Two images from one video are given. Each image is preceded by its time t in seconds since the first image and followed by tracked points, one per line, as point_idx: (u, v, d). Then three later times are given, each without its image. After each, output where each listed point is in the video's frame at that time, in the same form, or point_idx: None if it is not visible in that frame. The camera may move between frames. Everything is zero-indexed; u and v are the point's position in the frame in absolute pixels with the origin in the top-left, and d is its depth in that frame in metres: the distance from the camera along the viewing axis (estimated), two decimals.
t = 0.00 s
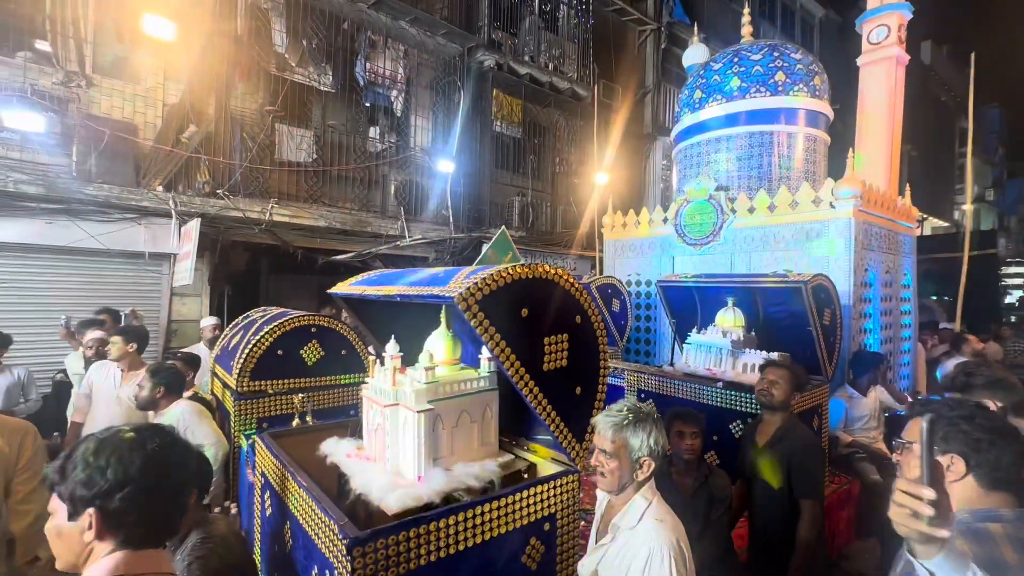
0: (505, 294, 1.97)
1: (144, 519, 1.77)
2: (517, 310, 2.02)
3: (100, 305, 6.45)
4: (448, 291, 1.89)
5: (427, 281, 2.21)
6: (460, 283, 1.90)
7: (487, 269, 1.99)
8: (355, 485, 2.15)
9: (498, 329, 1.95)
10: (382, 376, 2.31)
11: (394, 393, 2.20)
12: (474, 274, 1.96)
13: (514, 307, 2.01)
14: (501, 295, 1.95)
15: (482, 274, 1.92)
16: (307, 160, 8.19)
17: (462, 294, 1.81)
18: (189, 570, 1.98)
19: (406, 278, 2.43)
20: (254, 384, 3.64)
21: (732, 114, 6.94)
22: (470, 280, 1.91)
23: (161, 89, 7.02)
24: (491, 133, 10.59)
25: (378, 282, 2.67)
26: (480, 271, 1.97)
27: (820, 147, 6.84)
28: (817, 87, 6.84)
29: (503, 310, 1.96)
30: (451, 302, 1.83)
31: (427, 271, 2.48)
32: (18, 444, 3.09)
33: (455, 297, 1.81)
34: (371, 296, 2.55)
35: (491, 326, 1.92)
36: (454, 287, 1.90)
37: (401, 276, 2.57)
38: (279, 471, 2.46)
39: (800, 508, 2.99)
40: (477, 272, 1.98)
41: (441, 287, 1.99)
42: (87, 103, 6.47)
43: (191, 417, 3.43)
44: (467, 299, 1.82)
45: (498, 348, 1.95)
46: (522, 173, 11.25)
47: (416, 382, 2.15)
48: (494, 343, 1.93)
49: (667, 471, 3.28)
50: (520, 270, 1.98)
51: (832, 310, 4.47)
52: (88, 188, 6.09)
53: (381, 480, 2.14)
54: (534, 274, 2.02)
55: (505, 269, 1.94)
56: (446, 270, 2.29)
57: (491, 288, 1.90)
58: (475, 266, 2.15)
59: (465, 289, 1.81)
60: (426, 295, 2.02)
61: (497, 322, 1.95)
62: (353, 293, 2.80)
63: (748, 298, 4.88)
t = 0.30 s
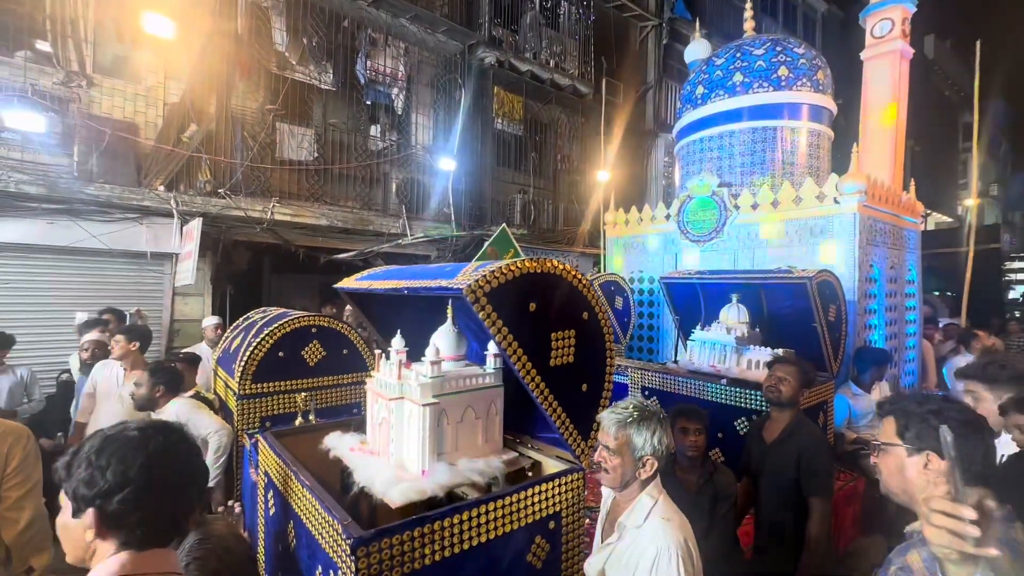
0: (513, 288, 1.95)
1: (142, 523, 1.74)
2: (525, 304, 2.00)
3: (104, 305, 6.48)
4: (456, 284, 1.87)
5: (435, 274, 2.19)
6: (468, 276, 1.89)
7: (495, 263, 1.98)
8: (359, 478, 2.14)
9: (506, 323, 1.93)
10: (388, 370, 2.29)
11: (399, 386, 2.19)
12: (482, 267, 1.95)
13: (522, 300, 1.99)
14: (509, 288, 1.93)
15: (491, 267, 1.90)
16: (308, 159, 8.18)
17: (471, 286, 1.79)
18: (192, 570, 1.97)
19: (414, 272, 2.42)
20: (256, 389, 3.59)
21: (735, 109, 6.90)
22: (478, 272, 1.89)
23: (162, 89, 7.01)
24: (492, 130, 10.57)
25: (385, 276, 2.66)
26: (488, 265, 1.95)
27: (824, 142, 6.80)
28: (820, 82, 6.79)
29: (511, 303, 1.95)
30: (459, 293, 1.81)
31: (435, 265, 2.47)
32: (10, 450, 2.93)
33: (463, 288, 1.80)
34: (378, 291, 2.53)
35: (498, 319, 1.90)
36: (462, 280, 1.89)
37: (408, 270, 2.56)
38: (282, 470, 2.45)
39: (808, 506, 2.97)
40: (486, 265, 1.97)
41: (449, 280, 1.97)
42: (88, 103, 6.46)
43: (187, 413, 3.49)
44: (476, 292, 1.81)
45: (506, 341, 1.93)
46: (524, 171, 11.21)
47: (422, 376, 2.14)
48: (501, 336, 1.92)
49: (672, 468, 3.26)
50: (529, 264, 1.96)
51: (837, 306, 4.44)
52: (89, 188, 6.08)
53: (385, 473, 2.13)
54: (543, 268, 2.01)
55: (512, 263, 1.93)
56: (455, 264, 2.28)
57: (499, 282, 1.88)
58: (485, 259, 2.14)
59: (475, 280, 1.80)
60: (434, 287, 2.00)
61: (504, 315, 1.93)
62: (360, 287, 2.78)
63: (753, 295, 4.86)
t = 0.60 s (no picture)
0: (515, 283, 1.93)
1: (135, 528, 1.63)
2: (526, 299, 1.98)
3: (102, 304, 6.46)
4: (458, 278, 1.86)
5: (436, 269, 2.17)
6: (470, 269, 1.87)
7: (497, 257, 1.96)
8: (358, 474, 2.12)
9: (508, 318, 1.92)
10: (388, 365, 2.28)
11: (399, 382, 2.17)
12: (484, 261, 1.92)
13: (524, 295, 1.97)
14: (511, 283, 1.91)
15: (493, 261, 1.88)
16: (306, 156, 8.14)
17: (473, 280, 1.77)
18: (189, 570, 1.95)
19: (414, 267, 2.39)
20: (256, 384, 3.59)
21: (734, 105, 6.87)
22: (480, 266, 1.87)
23: (157, 86, 6.95)
24: (491, 127, 10.54)
25: (385, 271, 2.63)
26: (490, 259, 1.93)
27: (824, 137, 6.78)
28: (820, 76, 6.76)
29: (513, 297, 1.93)
30: (461, 287, 1.79)
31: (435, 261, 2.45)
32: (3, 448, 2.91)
33: (465, 281, 1.78)
34: (378, 285, 2.50)
35: (500, 314, 1.88)
36: (463, 273, 1.87)
37: (409, 265, 2.53)
38: (280, 468, 2.43)
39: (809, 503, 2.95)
40: (487, 259, 1.95)
41: (451, 274, 1.95)
42: (83, 100, 6.41)
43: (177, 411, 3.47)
44: (478, 285, 1.79)
45: (507, 336, 1.91)
46: (523, 167, 11.18)
47: (422, 371, 2.13)
48: (503, 331, 1.90)
49: (672, 465, 3.25)
50: (531, 258, 1.94)
51: (838, 302, 4.42)
52: (85, 186, 6.04)
53: (385, 470, 2.11)
54: (545, 262, 1.99)
55: (514, 258, 1.90)
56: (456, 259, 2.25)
57: (501, 276, 1.86)
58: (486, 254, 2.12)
59: (476, 274, 1.78)
60: (435, 281, 1.98)
61: (506, 310, 1.91)
62: (360, 282, 2.75)
63: (753, 290, 4.84)
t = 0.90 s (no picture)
0: (514, 280, 1.91)
1: (139, 528, 1.61)
2: (526, 297, 1.97)
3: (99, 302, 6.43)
4: (456, 276, 1.84)
5: (436, 267, 2.15)
6: (468, 268, 1.85)
7: (496, 255, 1.94)
8: (358, 474, 2.11)
9: (506, 315, 1.90)
10: (387, 364, 2.26)
11: (399, 380, 2.16)
12: (482, 259, 1.91)
13: (523, 293, 1.95)
14: (509, 281, 1.90)
15: (491, 259, 1.87)
16: (303, 153, 8.11)
17: (471, 278, 1.76)
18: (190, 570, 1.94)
19: (413, 266, 2.37)
20: (255, 384, 3.57)
21: (733, 101, 6.85)
22: (478, 264, 1.86)
23: (153, 83, 6.90)
24: (489, 124, 10.50)
25: (382, 271, 2.60)
26: (488, 257, 1.92)
27: (823, 133, 6.77)
28: (819, 72, 6.74)
29: (512, 295, 1.91)
30: (460, 285, 1.78)
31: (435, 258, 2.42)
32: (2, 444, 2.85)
33: (463, 279, 1.76)
34: (376, 285, 2.48)
35: (499, 312, 1.87)
36: (462, 272, 1.85)
37: (408, 263, 2.50)
38: (280, 467, 2.42)
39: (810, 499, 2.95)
40: (486, 258, 1.93)
41: (449, 272, 1.93)
42: (79, 98, 6.36)
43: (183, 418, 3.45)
44: (476, 284, 1.77)
45: (506, 334, 1.90)
46: (521, 165, 11.16)
47: (421, 369, 2.12)
48: (502, 329, 1.89)
49: (672, 461, 3.25)
50: (530, 256, 1.93)
51: (837, 298, 4.42)
52: (81, 184, 6.04)
53: (385, 469, 2.10)
54: (544, 260, 1.97)
55: (513, 255, 1.89)
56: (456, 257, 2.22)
57: (500, 274, 1.85)
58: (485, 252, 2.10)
59: (474, 272, 1.76)
60: (434, 279, 1.96)
61: (505, 307, 1.90)
62: (357, 282, 2.74)
63: (752, 287, 4.84)
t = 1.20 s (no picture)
0: (509, 278, 1.90)
1: (150, 539, 1.63)
2: (521, 294, 1.96)
3: (92, 301, 6.38)
4: (450, 275, 1.83)
5: (430, 264, 2.13)
6: (462, 266, 1.84)
7: (491, 253, 1.93)
8: (353, 474, 2.10)
9: (500, 313, 1.89)
10: (381, 363, 2.25)
11: (394, 379, 2.15)
12: (477, 257, 1.90)
13: (517, 290, 1.94)
14: (504, 278, 1.89)
15: (486, 257, 1.86)
16: (298, 150, 8.05)
17: (465, 276, 1.75)
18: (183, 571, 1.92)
19: (407, 263, 2.35)
20: (249, 382, 3.54)
21: (728, 98, 6.86)
22: (472, 263, 1.85)
23: (145, 79, 6.84)
24: (485, 121, 10.46)
25: (375, 270, 2.58)
26: (483, 255, 1.90)
27: (817, 131, 6.79)
28: (814, 70, 6.76)
29: (507, 293, 1.90)
30: (454, 284, 1.77)
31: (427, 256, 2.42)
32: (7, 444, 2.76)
33: (457, 278, 1.75)
34: (369, 284, 2.46)
35: (494, 310, 1.86)
36: (457, 270, 1.84)
37: (402, 261, 2.49)
38: (274, 466, 2.41)
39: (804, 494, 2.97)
40: (481, 255, 1.92)
41: (443, 270, 1.92)
42: (70, 94, 6.29)
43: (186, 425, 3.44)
44: (471, 282, 1.76)
45: (501, 332, 1.89)
46: (517, 162, 11.14)
47: (416, 368, 2.11)
48: (497, 327, 1.88)
49: (668, 457, 3.25)
50: (525, 254, 1.92)
51: (831, 295, 4.44)
52: (72, 181, 5.96)
53: (380, 469, 2.09)
54: (540, 257, 1.96)
55: (508, 252, 1.88)
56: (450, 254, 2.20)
57: (494, 272, 1.84)
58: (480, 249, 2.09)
59: (469, 270, 1.75)
60: (429, 277, 1.95)
61: (500, 305, 1.89)
62: (350, 281, 2.72)
63: (747, 284, 4.85)
